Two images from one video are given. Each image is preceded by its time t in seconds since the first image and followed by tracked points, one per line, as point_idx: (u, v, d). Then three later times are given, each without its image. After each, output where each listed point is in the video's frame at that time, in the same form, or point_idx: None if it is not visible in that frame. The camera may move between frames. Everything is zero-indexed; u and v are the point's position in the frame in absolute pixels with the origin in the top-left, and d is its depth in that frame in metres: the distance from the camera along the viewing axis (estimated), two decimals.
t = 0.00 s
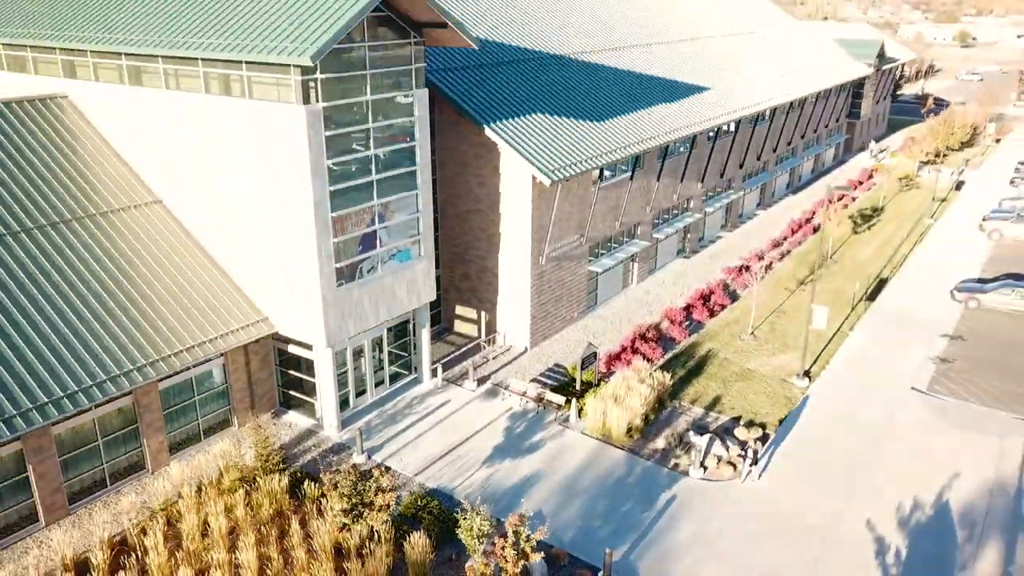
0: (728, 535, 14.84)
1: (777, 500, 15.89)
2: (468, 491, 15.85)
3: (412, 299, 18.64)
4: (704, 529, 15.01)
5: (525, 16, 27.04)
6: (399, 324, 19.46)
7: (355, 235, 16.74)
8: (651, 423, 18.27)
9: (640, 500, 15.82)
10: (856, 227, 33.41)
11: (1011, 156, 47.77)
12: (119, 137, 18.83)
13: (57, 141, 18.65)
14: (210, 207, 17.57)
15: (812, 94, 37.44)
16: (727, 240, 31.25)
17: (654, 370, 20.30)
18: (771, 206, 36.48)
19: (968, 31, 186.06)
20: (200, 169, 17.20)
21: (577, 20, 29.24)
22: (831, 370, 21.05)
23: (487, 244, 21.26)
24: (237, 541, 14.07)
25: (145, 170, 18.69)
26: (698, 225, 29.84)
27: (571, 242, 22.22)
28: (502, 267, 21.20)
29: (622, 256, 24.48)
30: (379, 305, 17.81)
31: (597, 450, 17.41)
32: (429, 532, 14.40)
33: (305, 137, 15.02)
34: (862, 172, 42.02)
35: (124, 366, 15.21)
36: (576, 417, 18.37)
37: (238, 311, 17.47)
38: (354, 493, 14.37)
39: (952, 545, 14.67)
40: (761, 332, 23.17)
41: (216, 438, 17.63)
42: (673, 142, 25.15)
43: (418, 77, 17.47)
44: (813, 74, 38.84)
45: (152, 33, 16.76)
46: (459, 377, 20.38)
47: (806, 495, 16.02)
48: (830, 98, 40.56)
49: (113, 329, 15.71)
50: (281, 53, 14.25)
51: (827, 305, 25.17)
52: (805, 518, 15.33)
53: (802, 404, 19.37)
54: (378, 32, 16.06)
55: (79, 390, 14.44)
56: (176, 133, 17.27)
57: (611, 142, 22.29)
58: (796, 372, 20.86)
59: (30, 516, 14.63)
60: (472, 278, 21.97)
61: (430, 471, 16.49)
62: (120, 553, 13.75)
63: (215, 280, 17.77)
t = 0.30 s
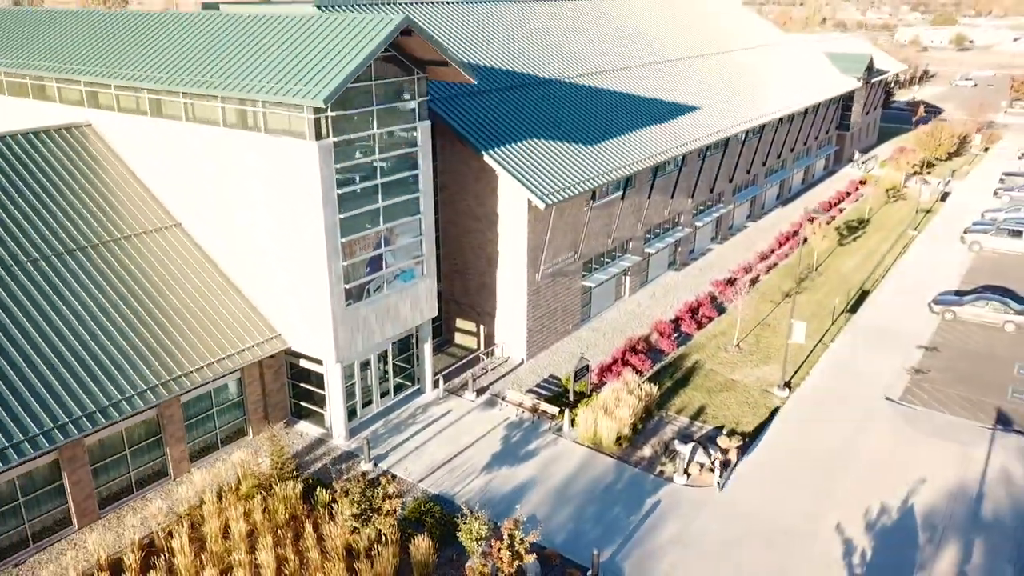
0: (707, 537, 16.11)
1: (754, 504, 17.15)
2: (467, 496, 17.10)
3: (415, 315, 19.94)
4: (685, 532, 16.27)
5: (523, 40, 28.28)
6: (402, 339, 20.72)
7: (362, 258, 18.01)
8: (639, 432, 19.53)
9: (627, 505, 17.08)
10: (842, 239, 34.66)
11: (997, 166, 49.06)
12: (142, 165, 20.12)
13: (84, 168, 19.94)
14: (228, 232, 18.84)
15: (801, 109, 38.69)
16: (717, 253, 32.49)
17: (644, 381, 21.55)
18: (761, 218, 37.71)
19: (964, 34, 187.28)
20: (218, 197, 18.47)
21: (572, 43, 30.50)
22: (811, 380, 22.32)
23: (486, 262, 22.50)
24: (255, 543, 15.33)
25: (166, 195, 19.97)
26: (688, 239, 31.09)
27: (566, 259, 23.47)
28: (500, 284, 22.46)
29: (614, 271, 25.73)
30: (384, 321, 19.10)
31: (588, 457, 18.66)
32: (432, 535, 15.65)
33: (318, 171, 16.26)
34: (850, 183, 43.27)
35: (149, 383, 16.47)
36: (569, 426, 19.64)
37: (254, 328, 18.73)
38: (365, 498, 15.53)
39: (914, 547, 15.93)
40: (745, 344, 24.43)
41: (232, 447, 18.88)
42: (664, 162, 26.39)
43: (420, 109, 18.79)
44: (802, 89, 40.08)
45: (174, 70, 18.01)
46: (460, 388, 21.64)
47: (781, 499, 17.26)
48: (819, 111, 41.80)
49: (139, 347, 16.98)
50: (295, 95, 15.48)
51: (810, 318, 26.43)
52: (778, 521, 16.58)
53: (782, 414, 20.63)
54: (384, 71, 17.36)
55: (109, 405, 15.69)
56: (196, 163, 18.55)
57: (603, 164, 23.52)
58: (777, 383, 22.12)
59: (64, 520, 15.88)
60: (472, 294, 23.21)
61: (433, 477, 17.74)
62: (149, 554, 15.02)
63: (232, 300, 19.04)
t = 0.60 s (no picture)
0: (689, 535, 17.43)
1: (733, 504, 18.48)
2: (467, 497, 18.46)
3: (417, 327, 21.34)
4: (668, 530, 17.60)
5: (520, 61, 29.62)
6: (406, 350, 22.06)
7: (369, 276, 19.39)
8: (627, 437, 20.91)
9: (615, 504, 18.44)
10: (827, 248, 35.98)
11: (983, 176, 50.35)
12: (162, 187, 21.50)
13: (108, 189, 21.32)
14: (244, 252, 20.23)
15: (790, 122, 40.03)
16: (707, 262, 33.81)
17: (633, 388, 22.88)
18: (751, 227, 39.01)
19: (961, 37, 188.49)
20: (237, 219, 19.90)
21: (568, 63, 31.89)
22: (791, 388, 23.67)
23: (484, 275, 23.84)
24: (272, 540, 16.66)
25: (185, 216, 21.36)
26: (679, 250, 32.40)
27: (560, 272, 24.80)
28: (498, 296, 23.79)
29: (607, 282, 27.04)
30: (389, 334, 20.50)
31: (579, 461, 20.00)
32: (434, 533, 17.01)
33: (329, 199, 17.63)
34: (839, 193, 44.57)
35: (173, 393, 17.84)
36: (562, 431, 21.00)
37: (268, 342, 20.10)
38: (372, 501, 17.07)
39: (879, 544, 17.26)
40: (731, 353, 25.76)
41: (247, 451, 20.24)
42: (654, 179, 27.73)
43: (422, 136, 20.18)
44: (791, 102, 41.43)
45: (195, 102, 19.42)
46: (460, 396, 22.99)
47: (758, 500, 18.62)
48: (808, 123, 43.11)
49: (163, 359, 18.35)
50: (309, 129, 16.84)
51: (793, 327, 27.77)
52: (754, 520, 17.93)
53: (763, 420, 21.96)
54: (389, 104, 18.73)
55: (137, 413, 17.06)
56: (217, 188, 19.98)
57: (596, 183, 24.84)
58: (759, 390, 23.45)
59: (94, 519, 17.23)
60: (471, 305, 24.54)
61: (434, 480, 19.10)
62: (176, 551, 16.44)
63: (248, 314, 20.44)
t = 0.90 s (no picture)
0: (672, 532, 18.82)
1: (713, 503, 19.87)
2: (466, 496, 19.87)
3: (419, 337, 22.73)
4: (653, 527, 18.99)
5: (516, 80, 30.97)
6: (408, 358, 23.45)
7: (374, 290, 20.79)
8: (616, 440, 22.31)
9: (604, 503, 19.83)
10: (814, 256, 37.34)
11: (969, 183, 51.72)
12: (179, 206, 22.89)
13: (129, 207, 22.71)
14: (257, 268, 21.65)
15: (779, 135, 41.38)
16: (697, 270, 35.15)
17: (623, 394, 24.26)
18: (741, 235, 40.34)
19: (956, 39, 189.74)
20: (250, 237, 21.30)
21: (562, 80, 33.23)
22: (772, 393, 25.04)
23: (482, 287, 25.20)
24: (286, 536, 18.06)
25: (201, 233, 22.77)
26: (670, 259, 33.74)
27: (554, 283, 26.18)
28: (495, 307, 25.16)
29: (599, 292, 28.40)
30: (393, 344, 21.92)
31: (571, 462, 21.39)
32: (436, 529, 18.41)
33: (338, 220, 19.01)
34: (828, 201, 45.89)
35: (194, 400, 19.25)
36: (554, 434, 22.39)
37: (279, 352, 21.51)
38: (379, 499, 18.64)
39: (848, 540, 18.67)
40: (716, 359, 27.13)
41: (260, 454, 21.63)
42: (644, 193, 29.09)
43: (424, 159, 21.56)
44: (780, 114, 42.75)
45: (211, 129, 20.84)
46: (459, 401, 24.38)
47: (737, 499, 20.00)
48: (797, 134, 44.45)
49: (184, 369, 19.76)
50: (320, 157, 18.23)
51: (777, 334, 29.15)
52: (732, 518, 19.32)
53: (744, 424, 23.34)
54: (393, 131, 20.10)
55: (161, 419, 18.47)
56: (231, 208, 21.39)
57: (588, 199, 26.21)
58: (742, 396, 24.82)
59: (121, 517, 18.63)
60: (470, 315, 25.90)
61: (436, 480, 20.51)
62: (198, 546, 17.86)
63: (261, 325, 21.87)
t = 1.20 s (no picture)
0: (656, 528, 20.23)
1: (696, 502, 21.26)
2: (464, 494, 21.29)
3: (420, 344, 24.15)
4: (638, 524, 20.40)
5: (513, 98, 32.37)
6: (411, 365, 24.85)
7: (378, 302, 22.21)
8: (607, 443, 23.73)
9: (594, 501, 21.24)
10: (801, 264, 38.75)
11: (955, 191, 53.09)
12: (195, 222, 24.33)
13: (147, 223, 24.12)
14: (269, 281, 23.08)
15: (768, 146, 42.76)
16: (688, 278, 36.53)
17: (613, 398, 25.68)
18: (732, 243, 41.72)
19: (953, 41, 191.05)
20: (263, 252, 22.75)
21: (558, 97, 34.63)
22: (755, 397, 26.45)
23: (480, 297, 26.60)
24: (298, 532, 19.46)
25: (215, 247, 24.20)
26: (661, 267, 35.12)
27: (549, 293, 27.59)
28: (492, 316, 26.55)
29: (592, 301, 29.78)
30: (397, 352, 23.35)
31: (563, 463, 22.79)
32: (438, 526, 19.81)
33: (345, 238, 20.38)
34: (817, 209, 47.27)
35: (211, 405, 20.69)
36: (548, 437, 23.79)
37: (290, 360, 22.95)
38: (384, 497, 20.01)
39: (820, 535, 20.07)
40: (703, 365, 28.52)
41: (272, 455, 23.05)
42: (636, 206, 30.48)
43: (425, 179, 23.01)
44: (771, 125, 44.13)
45: (227, 152, 22.26)
46: (458, 405, 25.80)
47: (717, 497, 21.41)
48: (786, 145, 45.85)
49: (201, 376, 21.19)
50: (329, 180, 19.63)
51: (762, 340, 30.54)
52: (712, 515, 20.73)
53: (728, 427, 24.72)
54: (397, 154, 21.49)
55: (181, 424, 19.90)
56: (245, 225, 22.83)
57: (581, 213, 27.59)
58: (727, 400, 26.21)
59: (144, 514, 20.07)
60: (469, 323, 27.28)
61: (436, 480, 21.92)
62: (216, 541, 19.28)
63: (272, 335, 23.29)
